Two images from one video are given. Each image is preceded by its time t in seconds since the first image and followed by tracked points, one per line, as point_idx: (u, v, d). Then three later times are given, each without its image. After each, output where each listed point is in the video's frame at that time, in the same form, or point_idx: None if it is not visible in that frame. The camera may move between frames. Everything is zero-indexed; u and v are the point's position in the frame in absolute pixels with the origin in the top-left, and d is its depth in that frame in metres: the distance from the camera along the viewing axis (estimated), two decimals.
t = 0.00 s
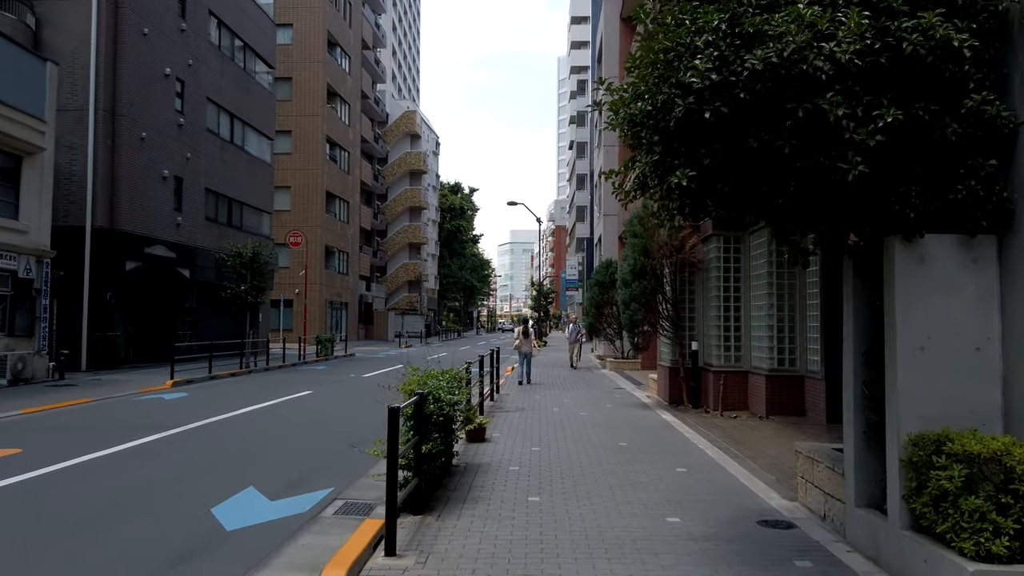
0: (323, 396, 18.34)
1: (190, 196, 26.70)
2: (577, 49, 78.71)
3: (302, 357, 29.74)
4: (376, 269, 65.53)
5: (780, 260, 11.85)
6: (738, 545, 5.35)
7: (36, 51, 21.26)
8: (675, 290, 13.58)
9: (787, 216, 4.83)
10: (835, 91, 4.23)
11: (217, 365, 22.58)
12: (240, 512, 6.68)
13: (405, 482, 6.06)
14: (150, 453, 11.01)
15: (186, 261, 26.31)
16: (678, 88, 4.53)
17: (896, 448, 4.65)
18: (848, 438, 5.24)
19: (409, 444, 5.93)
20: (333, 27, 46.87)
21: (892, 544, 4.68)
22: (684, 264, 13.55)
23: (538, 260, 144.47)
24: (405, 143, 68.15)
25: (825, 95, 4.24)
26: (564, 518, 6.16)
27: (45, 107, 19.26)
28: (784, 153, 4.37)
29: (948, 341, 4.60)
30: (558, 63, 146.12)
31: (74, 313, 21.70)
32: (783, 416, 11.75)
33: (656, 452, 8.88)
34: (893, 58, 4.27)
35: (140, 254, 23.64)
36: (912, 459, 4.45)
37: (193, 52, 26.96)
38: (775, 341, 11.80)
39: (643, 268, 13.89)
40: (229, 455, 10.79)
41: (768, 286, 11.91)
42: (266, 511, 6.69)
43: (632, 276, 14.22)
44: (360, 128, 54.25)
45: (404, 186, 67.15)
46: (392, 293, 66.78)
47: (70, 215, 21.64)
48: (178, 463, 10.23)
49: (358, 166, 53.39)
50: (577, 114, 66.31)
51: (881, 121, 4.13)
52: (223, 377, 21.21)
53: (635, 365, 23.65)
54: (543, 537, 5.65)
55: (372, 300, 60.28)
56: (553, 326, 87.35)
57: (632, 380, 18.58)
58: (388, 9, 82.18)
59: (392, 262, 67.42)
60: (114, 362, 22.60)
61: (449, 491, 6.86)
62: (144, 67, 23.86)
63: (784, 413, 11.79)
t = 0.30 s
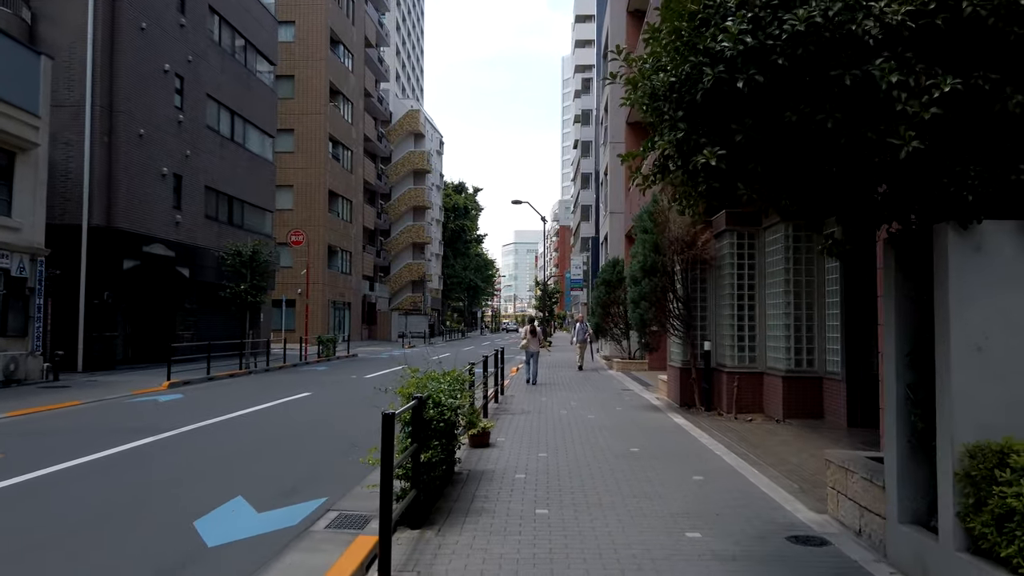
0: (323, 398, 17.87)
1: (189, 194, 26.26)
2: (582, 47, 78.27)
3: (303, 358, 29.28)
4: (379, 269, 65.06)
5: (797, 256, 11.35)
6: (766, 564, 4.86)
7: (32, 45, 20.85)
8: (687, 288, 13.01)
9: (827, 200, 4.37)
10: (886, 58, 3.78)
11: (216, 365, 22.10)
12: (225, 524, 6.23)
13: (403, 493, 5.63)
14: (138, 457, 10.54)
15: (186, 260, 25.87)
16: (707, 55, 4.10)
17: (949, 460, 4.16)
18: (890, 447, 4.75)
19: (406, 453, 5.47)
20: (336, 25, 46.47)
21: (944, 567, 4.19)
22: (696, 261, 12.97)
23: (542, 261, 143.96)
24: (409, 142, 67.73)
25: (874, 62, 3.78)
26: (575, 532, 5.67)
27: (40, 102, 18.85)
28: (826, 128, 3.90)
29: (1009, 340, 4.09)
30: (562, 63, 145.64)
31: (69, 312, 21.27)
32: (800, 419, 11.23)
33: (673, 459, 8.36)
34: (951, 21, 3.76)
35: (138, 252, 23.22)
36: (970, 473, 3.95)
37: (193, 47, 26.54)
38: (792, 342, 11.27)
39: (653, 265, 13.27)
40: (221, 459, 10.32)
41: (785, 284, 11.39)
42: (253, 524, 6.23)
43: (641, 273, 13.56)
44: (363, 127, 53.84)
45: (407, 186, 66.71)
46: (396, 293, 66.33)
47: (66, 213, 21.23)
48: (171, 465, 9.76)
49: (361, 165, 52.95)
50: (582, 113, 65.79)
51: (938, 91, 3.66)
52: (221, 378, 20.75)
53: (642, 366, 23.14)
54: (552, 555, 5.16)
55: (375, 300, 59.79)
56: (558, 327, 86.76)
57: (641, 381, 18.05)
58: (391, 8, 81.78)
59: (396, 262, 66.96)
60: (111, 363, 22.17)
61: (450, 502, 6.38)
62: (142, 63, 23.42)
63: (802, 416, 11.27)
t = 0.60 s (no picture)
0: (317, 399, 17.36)
1: (182, 190, 25.71)
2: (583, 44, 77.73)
3: (299, 357, 28.75)
4: (378, 267, 64.54)
5: (809, 253, 10.86)
6: None
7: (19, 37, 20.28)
8: (693, 286, 12.48)
9: (867, 187, 3.87)
10: (943, 19, 3.27)
11: (209, 365, 21.57)
12: (197, 542, 5.72)
13: (391, 512, 5.12)
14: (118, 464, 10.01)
15: (179, 258, 25.33)
16: (735, 21, 3.74)
17: (1007, 480, 3.65)
18: (935, 463, 4.25)
19: (394, 467, 4.95)
20: (334, 20, 45.88)
21: None
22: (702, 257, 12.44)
23: (542, 258, 143.46)
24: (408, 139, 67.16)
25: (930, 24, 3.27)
26: (581, 553, 5.16)
27: (25, 95, 18.30)
28: (872, 101, 3.41)
29: None
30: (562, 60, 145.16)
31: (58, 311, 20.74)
32: (813, 423, 10.72)
33: (683, 469, 7.84)
34: None
35: (130, 250, 22.69)
36: None
37: (185, 40, 25.98)
38: (805, 342, 10.78)
39: (659, 261, 12.62)
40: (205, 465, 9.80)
41: (797, 281, 10.89)
42: (228, 542, 5.73)
43: (645, 270, 12.86)
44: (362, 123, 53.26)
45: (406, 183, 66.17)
46: (395, 291, 65.79)
47: (55, 210, 20.71)
48: (151, 470, 9.23)
49: (360, 162, 52.40)
50: (583, 109, 65.22)
51: (1002, 55, 3.10)
52: (213, 378, 20.22)
53: (644, 366, 22.63)
54: None
55: (374, 298, 59.26)
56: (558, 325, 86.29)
57: (645, 382, 17.52)
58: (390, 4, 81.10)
59: (395, 260, 66.41)
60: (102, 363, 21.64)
61: (444, 518, 5.87)
62: (132, 56, 22.86)
63: (815, 419, 10.77)
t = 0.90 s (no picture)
0: (313, 401, 16.89)
1: (177, 188, 25.24)
2: (583, 43, 77.26)
3: (296, 358, 28.25)
4: (377, 267, 64.04)
5: (824, 250, 10.40)
6: None
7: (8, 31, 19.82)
8: (702, 284, 11.93)
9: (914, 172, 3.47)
10: None
11: (203, 366, 21.08)
12: (172, 560, 5.27)
13: (381, 530, 4.67)
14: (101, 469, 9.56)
15: (174, 256, 24.86)
16: None
17: None
18: (994, 480, 3.78)
19: (385, 484, 4.48)
20: (332, 17, 45.41)
21: None
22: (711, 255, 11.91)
23: (542, 259, 142.93)
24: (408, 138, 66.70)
25: None
26: None
27: (13, 88, 17.84)
28: (935, 63, 3.09)
29: None
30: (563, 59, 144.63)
31: (48, 311, 20.28)
32: (829, 428, 10.23)
33: (697, 478, 7.36)
34: None
35: (122, 248, 22.24)
36: None
37: (179, 35, 25.53)
38: (821, 342, 10.30)
39: (666, 259, 11.95)
40: (191, 468, 9.32)
41: (812, 279, 10.42)
42: (206, 560, 5.27)
43: (652, 268, 12.18)
44: (360, 121, 52.73)
45: (406, 182, 65.69)
46: (395, 291, 65.33)
47: (46, 207, 20.27)
48: (135, 475, 8.75)
49: (359, 160, 51.94)
50: (584, 108, 64.70)
51: None
52: (207, 379, 19.75)
53: (649, 366, 22.13)
54: None
55: (373, 298, 58.76)
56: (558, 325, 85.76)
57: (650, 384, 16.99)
58: (390, 3, 80.64)
59: (394, 260, 65.92)
60: (94, 365, 21.19)
61: (441, 536, 5.38)
62: (125, 50, 22.39)
63: (831, 423, 10.27)
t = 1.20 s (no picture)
0: (309, 402, 16.39)
1: (172, 184, 24.71)
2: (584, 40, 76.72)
3: (294, 357, 27.76)
4: (377, 265, 63.56)
5: (842, 245, 9.93)
6: None
7: None
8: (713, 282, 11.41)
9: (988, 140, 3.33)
10: None
11: (196, 367, 20.56)
12: None
13: (371, 554, 4.14)
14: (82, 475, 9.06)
15: (168, 254, 24.35)
16: None
17: None
18: None
19: (375, 502, 3.98)
20: (331, 12, 44.87)
21: None
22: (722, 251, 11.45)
23: (543, 258, 142.33)
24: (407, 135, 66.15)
25: None
26: None
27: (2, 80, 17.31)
28: None
29: None
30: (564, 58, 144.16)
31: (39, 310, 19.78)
32: (848, 432, 9.72)
33: (715, 491, 6.83)
34: None
35: (115, 246, 21.73)
36: None
37: (174, 29, 25.02)
38: (839, 343, 9.81)
39: (676, 254, 11.39)
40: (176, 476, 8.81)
41: (829, 276, 9.94)
42: None
43: (660, 264, 11.62)
44: (359, 118, 52.18)
45: (406, 180, 65.16)
46: (394, 290, 64.84)
47: (36, 203, 19.76)
48: (114, 484, 8.22)
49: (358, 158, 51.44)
50: (585, 105, 64.17)
51: None
52: (201, 380, 19.26)
53: (653, 367, 21.64)
54: None
55: (372, 297, 58.27)
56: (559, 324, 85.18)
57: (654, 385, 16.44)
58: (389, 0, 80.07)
59: (393, 258, 65.39)
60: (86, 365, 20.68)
61: (438, 557, 4.88)
62: (118, 42, 21.87)
63: (849, 428, 9.78)
